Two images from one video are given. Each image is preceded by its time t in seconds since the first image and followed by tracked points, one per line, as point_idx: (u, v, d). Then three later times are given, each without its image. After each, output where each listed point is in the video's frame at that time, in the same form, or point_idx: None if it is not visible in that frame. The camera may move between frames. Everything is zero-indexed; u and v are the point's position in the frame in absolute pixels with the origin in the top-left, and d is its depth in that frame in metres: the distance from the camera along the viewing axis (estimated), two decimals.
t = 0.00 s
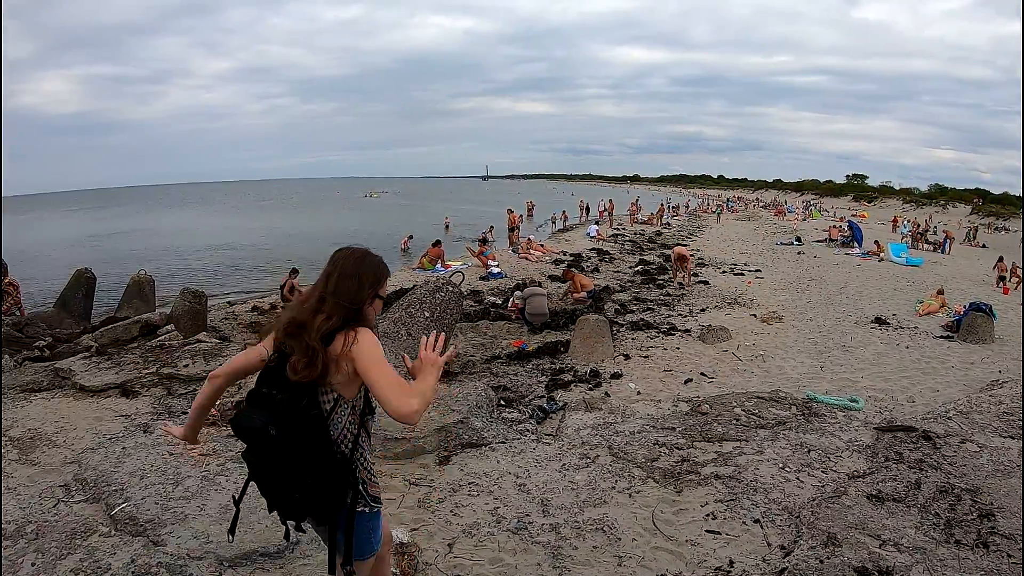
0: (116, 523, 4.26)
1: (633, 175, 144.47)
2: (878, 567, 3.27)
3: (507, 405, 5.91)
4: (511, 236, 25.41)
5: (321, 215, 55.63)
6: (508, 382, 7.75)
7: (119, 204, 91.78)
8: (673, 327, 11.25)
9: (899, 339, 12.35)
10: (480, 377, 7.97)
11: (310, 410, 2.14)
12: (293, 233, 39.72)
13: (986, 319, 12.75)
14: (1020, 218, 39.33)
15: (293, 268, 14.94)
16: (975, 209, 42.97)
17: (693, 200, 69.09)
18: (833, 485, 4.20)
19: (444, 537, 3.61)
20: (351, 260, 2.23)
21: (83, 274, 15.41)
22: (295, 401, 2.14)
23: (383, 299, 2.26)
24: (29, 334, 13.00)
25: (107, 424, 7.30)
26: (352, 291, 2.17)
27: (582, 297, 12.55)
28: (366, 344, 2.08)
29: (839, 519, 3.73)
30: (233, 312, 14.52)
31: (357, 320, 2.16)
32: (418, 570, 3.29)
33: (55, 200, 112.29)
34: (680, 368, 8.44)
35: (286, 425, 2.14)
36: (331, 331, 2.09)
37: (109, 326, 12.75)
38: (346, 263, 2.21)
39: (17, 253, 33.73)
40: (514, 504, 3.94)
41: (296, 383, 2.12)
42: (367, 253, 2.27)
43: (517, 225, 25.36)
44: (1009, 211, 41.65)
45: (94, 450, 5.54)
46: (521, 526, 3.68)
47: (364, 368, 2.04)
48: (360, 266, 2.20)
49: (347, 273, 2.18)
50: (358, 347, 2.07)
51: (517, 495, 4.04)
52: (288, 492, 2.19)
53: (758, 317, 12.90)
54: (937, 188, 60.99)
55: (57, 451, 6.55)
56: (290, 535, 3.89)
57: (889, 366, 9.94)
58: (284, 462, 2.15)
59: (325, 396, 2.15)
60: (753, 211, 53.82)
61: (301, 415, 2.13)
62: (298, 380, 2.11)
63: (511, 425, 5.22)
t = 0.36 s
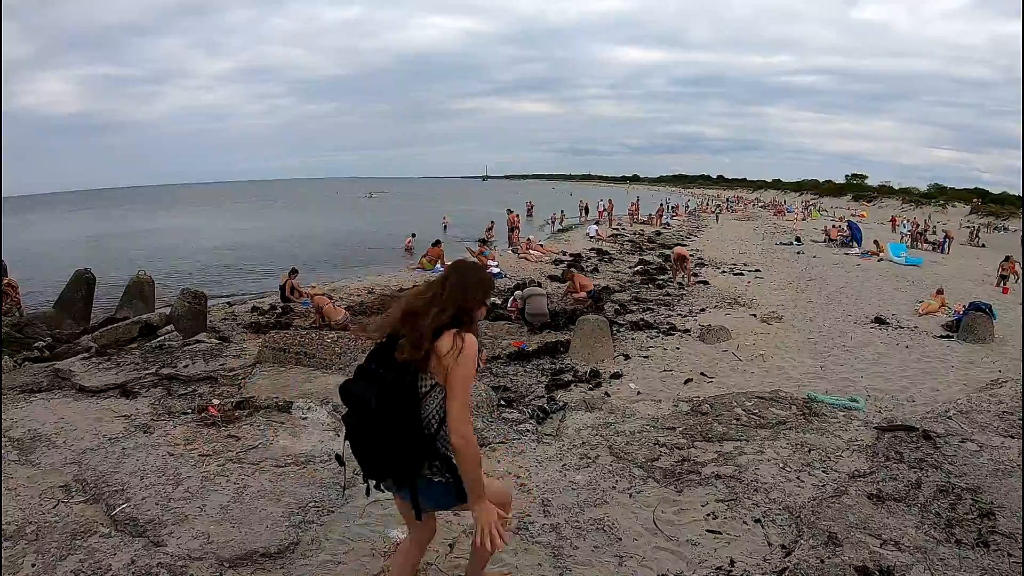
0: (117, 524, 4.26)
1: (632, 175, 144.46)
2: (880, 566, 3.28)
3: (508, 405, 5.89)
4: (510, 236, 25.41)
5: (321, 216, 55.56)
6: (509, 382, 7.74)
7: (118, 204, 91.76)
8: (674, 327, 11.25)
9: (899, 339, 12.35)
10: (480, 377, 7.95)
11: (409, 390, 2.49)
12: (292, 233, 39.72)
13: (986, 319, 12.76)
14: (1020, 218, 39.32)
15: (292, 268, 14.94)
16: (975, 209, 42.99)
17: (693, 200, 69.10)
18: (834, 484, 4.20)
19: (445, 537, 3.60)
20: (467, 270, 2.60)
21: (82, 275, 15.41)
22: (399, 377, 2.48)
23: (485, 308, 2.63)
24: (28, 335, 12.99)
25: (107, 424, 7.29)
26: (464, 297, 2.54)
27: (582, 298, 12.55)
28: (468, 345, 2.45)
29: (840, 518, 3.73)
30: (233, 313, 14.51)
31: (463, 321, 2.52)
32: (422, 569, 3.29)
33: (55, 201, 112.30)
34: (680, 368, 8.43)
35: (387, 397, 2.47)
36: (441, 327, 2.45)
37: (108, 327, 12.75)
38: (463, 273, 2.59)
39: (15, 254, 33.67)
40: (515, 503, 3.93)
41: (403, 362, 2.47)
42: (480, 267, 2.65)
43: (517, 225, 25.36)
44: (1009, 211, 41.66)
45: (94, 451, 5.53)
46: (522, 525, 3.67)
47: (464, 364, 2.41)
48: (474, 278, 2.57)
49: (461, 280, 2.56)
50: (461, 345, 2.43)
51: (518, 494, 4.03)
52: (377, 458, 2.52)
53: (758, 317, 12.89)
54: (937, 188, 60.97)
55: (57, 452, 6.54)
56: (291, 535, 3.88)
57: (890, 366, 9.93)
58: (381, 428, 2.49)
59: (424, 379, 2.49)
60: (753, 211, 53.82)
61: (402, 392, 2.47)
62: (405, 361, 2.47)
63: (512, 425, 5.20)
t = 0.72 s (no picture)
0: (116, 523, 4.25)
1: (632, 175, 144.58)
2: (878, 566, 3.28)
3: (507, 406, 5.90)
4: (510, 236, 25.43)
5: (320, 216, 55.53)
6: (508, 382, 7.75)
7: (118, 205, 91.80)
8: (673, 327, 11.25)
9: (897, 339, 12.36)
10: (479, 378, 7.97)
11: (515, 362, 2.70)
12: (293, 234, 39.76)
13: (985, 319, 12.78)
14: (1019, 218, 39.36)
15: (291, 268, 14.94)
16: (973, 209, 43.03)
17: (692, 201, 69.13)
18: (832, 484, 4.20)
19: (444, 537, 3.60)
20: (581, 253, 2.77)
21: (81, 275, 15.41)
22: (511, 346, 2.71)
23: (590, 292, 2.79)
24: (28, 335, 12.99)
25: (106, 425, 7.29)
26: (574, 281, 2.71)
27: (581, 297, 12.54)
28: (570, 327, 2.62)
29: (839, 518, 3.73)
30: (232, 313, 14.51)
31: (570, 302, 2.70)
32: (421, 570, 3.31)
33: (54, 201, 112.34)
34: (679, 368, 8.43)
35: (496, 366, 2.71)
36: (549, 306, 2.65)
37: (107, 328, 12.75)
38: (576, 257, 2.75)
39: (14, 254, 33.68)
40: (514, 503, 3.93)
41: (519, 334, 2.70)
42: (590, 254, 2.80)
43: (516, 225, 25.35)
44: (1007, 210, 41.69)
45: (93, 451, 5.52)
46: (521, 526, 3.67)
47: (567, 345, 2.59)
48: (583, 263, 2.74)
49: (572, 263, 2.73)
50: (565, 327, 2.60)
51: (517, 495, 4.03)
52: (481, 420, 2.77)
53: (757, 317, 12.90)
54: (936, 188, 61.01)
55: (56, 452, 6.54)
56: (289, 535, 3.87)
57: (889, 366, 9.94)
58: (492, 390, 2.73)
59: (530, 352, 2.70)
60: (752, 211, 53.84)
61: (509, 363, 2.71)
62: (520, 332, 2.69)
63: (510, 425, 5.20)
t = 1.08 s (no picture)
0: (112, 523, 4.24)
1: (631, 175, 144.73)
2: (875, 565, 3.27)
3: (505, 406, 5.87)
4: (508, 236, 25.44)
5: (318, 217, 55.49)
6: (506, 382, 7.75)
7: (116, 205, 91.68)
8: (671, 327, 11.26)
9: (896, 338, 12.39)
10: (477, 378, 7.98)
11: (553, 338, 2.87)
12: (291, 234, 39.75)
13: (983, 318, 12.81)
14: (1018, 218, 39.35)
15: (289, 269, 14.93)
16: (972, 209, 43.07)
17: (691, 201, 69.14)
18: (829, 483, 4.20)
19: (439, 536, 3.59)
20: (615, 237, 2.95)
21: (80, 276, 15.40)
22: (546, 324, 2.90)
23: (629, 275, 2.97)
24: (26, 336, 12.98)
25: (104, 424, 7.28)
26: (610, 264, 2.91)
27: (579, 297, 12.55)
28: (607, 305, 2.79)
29: (835, 517, 3.72)
30: (230, 314, 14.50)
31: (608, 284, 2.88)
32: (416, 569, 3.31)
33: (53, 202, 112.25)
34: (677, 367, 8.42)
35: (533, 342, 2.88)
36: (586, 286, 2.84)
37: (105, 328, 12.75)
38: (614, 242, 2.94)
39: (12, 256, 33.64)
40: (510, 503, 3.91)
41: (552, 312, 2.90)
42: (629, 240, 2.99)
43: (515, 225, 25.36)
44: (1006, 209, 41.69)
45: (90, 451, 5.51)
46: (516, 525, 3.65)
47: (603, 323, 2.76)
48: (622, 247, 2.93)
49: (607, 245, 2.93)
50: (602, 306, 2.78)
51: (513, 494, 4.01)
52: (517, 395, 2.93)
53: (755, 317, 12.91)
54: (935, 187, 61.04)
55: (53, 452, 6.53)
56: (285, 534, 3.86)
57: (886, 365, 9.93)
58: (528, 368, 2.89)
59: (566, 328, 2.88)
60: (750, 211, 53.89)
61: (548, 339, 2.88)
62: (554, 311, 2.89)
63: (507, 425, 5.18)
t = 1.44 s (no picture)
0: (107, 519, 4.24)
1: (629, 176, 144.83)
2: (864, 561, 3.28)
3: (500, 406, 5.87)
4: (506, 236, 25.44)
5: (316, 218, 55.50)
6: (502, 382, 7.77)
7: (115, 206, 91.66)
8: (667, 326, 11.28)
9: (892, 337, 12.43)
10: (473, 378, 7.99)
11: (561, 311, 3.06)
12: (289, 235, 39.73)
13: (979, 316, 12.87)
14: (1016, 217, 39.44)
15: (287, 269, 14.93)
16: (970, 209, 43.18)
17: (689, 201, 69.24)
18: (820, 480, 4.21)
19: (430, 533, 3.59)
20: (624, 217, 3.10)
21: (78, 276, 15.40)
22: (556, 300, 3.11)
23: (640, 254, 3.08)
24: (24, 336, 12.97)
25: (100, 423, 7.28)
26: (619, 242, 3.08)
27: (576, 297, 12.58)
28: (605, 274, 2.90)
29: (826, 514, 3.73)
30: (228, 314, 14.50)
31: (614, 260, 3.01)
32: (407, 566, 3.31)
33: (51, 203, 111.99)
34: (673, 367, 8.44)
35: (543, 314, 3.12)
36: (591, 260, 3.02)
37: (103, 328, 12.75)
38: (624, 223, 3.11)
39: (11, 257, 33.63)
40: (501, 500, 3.89)
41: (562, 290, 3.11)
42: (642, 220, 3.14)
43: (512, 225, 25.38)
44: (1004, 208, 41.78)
45: (87, 449, 5.51)
46: (507, 521, 3.64)
47: (598, 290, 2.86)
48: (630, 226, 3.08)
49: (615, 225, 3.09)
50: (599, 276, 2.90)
51: (504, 491, 3.99)
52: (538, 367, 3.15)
53: (752, 316, 12.94)
54: (933, 187, 61.16)
55: (50, 451, 6.53)
56: (278, 530, 3.87)
57: (882, 364, 9.95)
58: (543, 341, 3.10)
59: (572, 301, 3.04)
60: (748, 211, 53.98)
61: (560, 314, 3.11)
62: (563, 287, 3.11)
63: (501, 423, 5.17)
